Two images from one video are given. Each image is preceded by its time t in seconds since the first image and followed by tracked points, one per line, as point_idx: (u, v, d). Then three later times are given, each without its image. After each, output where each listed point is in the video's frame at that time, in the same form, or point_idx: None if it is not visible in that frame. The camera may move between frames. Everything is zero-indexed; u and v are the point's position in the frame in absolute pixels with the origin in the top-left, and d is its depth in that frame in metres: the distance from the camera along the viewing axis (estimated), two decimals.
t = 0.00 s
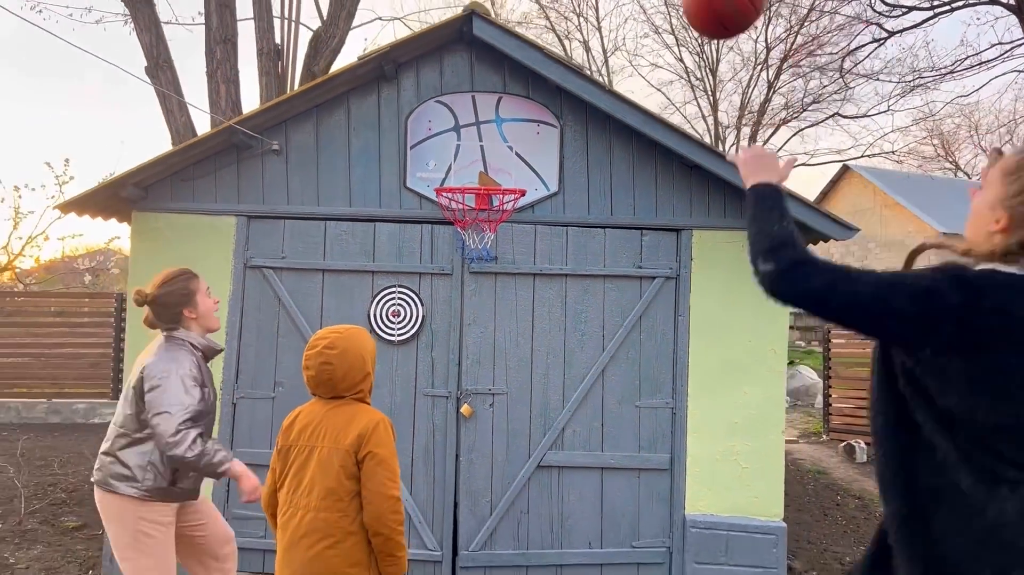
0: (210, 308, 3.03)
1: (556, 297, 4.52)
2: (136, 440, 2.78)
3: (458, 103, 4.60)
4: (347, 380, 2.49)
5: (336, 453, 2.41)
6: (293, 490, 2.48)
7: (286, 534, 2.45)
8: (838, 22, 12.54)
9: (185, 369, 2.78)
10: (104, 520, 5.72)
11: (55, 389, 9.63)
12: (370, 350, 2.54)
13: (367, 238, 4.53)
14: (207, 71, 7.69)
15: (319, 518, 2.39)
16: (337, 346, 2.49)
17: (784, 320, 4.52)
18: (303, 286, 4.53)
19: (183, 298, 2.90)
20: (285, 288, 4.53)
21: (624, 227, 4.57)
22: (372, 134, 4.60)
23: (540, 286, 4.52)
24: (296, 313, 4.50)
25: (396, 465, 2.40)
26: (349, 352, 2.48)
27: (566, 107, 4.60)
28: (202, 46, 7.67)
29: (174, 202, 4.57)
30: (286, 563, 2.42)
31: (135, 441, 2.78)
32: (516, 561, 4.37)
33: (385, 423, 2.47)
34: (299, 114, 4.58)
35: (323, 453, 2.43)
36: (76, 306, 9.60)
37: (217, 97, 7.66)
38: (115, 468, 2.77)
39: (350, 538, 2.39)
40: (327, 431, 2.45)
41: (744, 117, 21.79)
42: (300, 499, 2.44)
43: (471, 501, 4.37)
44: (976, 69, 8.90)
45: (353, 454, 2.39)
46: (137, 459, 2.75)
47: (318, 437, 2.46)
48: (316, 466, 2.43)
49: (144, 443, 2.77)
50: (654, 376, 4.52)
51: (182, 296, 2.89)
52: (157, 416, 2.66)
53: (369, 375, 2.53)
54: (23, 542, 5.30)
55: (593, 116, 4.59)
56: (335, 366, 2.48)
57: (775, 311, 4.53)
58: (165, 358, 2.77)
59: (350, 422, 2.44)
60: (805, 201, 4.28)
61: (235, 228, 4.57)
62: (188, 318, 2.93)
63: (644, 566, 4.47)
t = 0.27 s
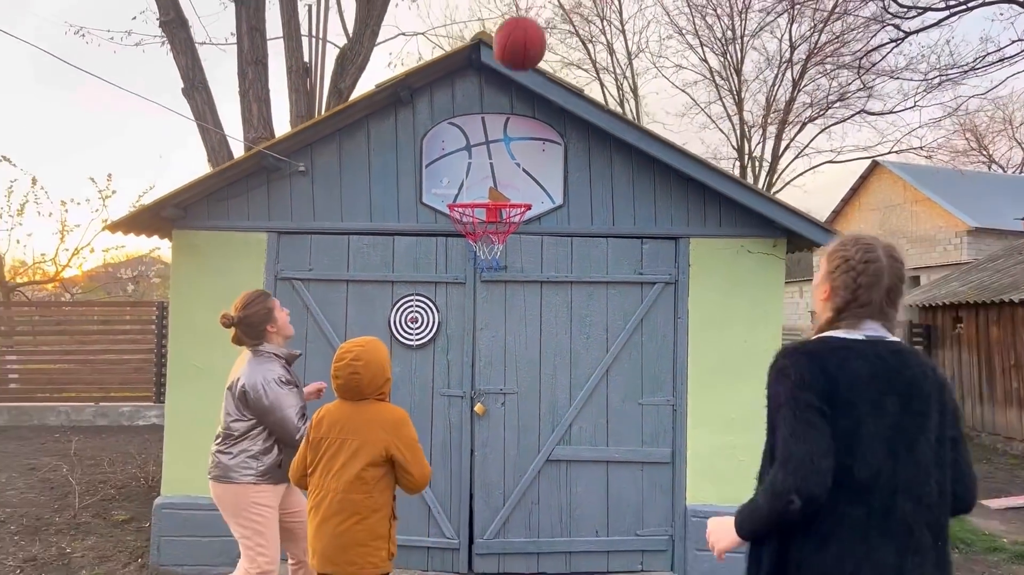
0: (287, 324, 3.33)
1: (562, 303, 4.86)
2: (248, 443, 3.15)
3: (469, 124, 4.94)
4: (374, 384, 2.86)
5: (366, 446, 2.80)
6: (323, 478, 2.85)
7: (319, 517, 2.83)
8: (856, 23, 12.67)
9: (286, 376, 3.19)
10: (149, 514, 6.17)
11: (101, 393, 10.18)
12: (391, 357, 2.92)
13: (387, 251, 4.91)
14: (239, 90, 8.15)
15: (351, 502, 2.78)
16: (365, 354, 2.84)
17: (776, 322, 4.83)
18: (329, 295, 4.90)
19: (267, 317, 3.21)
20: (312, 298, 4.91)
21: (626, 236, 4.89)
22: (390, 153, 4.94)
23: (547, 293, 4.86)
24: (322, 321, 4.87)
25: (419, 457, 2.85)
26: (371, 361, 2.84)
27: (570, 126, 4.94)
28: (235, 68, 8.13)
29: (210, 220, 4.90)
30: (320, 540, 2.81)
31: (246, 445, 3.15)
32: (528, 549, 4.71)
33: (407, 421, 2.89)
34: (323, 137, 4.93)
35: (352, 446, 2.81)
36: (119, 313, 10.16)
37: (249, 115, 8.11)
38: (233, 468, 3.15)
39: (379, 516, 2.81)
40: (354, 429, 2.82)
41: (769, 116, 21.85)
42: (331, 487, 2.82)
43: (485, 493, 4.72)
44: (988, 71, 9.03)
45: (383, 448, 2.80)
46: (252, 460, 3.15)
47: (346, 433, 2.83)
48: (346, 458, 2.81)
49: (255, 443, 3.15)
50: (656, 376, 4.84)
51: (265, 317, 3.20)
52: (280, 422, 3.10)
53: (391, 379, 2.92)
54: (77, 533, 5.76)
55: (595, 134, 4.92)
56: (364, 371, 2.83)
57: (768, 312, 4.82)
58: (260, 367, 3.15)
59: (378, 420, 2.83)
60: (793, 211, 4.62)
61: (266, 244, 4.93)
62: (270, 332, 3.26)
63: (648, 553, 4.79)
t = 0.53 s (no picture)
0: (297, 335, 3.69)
1: (561, 301, 5.23)
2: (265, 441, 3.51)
3: (473, 136, 5.32)
4: (390, 370, 3.38)
5: (389, 422, 3.35)
6: (352, 451, 3.37)
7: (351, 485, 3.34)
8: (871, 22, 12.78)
9: (295, 380, 3.56)
10: (187, 501, 6.65)
11: (140, 392, 10.77)
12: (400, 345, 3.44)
13: (399, 255, 5.32)
14: (266, 105, 8.63)
15: (380, 469, 3.33)
16: (381, 346, 3.34)
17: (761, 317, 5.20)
18: (346, 297, 5.32)
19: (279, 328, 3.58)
20: (331, 299, 5.32)
21: (620, 239, 5.25)
22: (401, 165, 5.35)
23: (547, 292, 5.23)
24: (340, 320, 5.29)
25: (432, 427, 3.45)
26: (386, 351, 3.35)
27: (566, 137, 5.31)
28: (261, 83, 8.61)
29: (237, 230, 5.34)
30: (353, 503, 3.33)
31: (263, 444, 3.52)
32: (532, 529, 5.09)
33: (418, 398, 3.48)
34: (339, 152, 5.35)
35: (377, 423, 3.35)
36: (156, 317, 10.72)
37: (275, 127, 8.58)
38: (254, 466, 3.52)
39: (404, 479, 3.37)
40: (378, 408, 3.36)
41: (791, 114, 21.91)
42: (361, 458, 3.34)
43: (492, 478, 5.12)
44: (996, 69, 9.16)
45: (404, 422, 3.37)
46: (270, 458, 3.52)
47: (370, 412, 3.35)
48: (372, 433, 3.35)
49: (269, 444, 3.52)
50: (650, 368, 5.18)
51: (276, 327, 3.58)
52: (291, 424, 3.46)
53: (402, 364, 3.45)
54: (121, 519, 6.26)
55: (590, 143, 5.29)
56: (383, 361, 3.34)
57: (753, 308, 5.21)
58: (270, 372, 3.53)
59: (397, 399, 3.38)
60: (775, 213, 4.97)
61: (288, 251, 5.35)
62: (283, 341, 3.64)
63: (644, 533, 5.14)
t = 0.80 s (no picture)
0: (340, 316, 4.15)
1: (572, 305, 5.49)
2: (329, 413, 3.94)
3: (486, 149, 5.60)
4: (425, 372, 3.68)
5: (424, 417, 3.73)
6: (393, 444, 3.73)
7: (394, 475, 3.71)
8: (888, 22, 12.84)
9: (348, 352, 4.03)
10: (220, 497, 7.01)
11: (175, 394, 11.21)
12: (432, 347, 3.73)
13: (417, 263, 5.61)
14: (291, 117, 8.98)
15: (418, 457, 3.73)
16: (420, 353, 3.62)
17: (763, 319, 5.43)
18: (368, 303, 5.62)
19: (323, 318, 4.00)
20: (354, 305, 5.62)
21: (628, 245, 5.50)
22: (418, 177, 5.63)
23: (558, 296, 5.50)
24: (364, 325, 5.60)
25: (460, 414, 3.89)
26: (423, 357, 3.64)
27: (575, 148, 5.57)
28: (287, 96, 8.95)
29: (265, 241, 5.65)
30: (396, 490, 3.72)
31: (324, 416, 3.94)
32: (546, 522, 5.36)
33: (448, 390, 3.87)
34: (360, 165, 5.65)
35: (415, 419, 3.73)
36: (188, 321, 11.14)
37: (300, 138, 8.93)
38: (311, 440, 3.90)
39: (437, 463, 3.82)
40: (416, 406, 3.70)
41: (812, 112, 21.87)
42: (401, 449, 3.72)
43: (507, 473, 5.40)
44: (1010, 70, 9.23)
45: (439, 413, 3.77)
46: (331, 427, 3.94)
47: (409, 410, 3.70)
48: (411, 428, 3.71)
49: (328, 409, 3.95)
50: (657, 368, 5.43)
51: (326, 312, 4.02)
52: (356, 392, 3.94)
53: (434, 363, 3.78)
54: (160, 513, 6.64)
55: (598, 154, 5.55)
56: (421, 366, 3.64)
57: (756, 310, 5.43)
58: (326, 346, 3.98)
59: (432, 396, 3.74)
60: (775, 219, 5.20)
61: (314, 259, 5.65)
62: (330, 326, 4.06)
63: (653, 525, 5.39)
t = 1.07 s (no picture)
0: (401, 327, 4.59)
1: (582, 302, 5.72)
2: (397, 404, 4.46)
3: (500, 152, 5.84)
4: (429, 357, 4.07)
5: (433, 396, 4.08)
6: (406, 424, 4.06)
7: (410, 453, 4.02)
8: (905, 20, 12.87)
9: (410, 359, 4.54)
10: (248, 488, 7.31)
11: (202, 391, 11.57)
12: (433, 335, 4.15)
13: (434, 262, 5.86)
14: (313, 121, 9.27)
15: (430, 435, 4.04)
16: (422, 340, 4.03)
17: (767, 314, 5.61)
18: (387, 300, 5.89)
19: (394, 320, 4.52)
20: (374, 303, 5.89)
21: (636, 244, 5.72)
22: (435, 180, 5.88)
23: (569, 294, 5.73)
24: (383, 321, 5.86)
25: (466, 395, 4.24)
26: (425, 343, 4.05)
27: (585, 151, 5.79)
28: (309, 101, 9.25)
29: (290, 242, 5.93)
30: (413, 467, 4.01)
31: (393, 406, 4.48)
32: (558, 510, 5.60)
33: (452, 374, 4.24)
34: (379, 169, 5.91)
35: (425, 399, 4.07)
36: (216, 320, 11.50)
37: (322, 142, 9.21)
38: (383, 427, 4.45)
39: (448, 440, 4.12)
40: (424, 386, 4.06)
41: (831, 109, 21.87)
42: (414, 428, 4.04)
43: (520, 462, 5.64)
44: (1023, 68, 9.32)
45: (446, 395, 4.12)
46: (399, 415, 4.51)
47: (418, 390, 4.05)
48: (422, 407, 4.06)
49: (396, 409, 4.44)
50: (665, 362, 5.64)
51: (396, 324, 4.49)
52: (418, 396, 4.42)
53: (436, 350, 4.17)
54: (191, 503, 6.96)
55: (607, 156, 5.76)
56: (424, 351, 4.03)
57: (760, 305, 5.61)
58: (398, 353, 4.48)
59: (438, 379, 4.10)
60: (778, 218, 5.39)
61: (335, 259, 5.93)
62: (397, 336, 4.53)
63: (661, 513, 5.61)
